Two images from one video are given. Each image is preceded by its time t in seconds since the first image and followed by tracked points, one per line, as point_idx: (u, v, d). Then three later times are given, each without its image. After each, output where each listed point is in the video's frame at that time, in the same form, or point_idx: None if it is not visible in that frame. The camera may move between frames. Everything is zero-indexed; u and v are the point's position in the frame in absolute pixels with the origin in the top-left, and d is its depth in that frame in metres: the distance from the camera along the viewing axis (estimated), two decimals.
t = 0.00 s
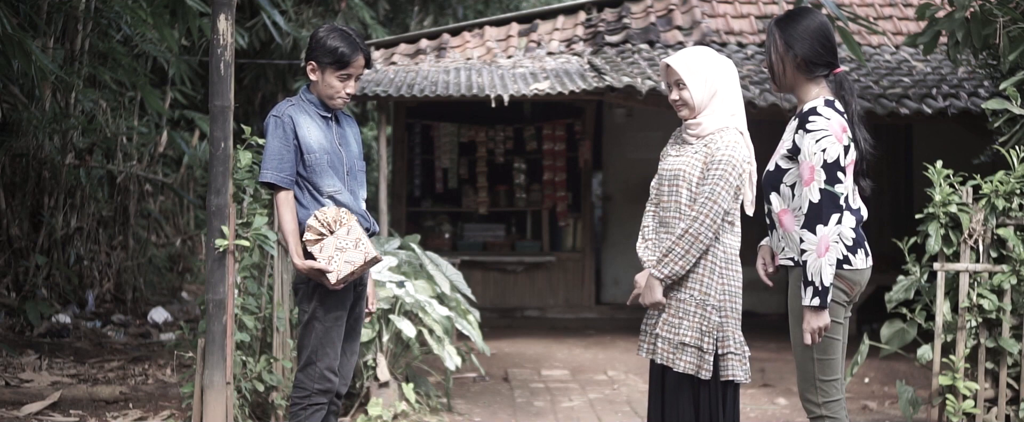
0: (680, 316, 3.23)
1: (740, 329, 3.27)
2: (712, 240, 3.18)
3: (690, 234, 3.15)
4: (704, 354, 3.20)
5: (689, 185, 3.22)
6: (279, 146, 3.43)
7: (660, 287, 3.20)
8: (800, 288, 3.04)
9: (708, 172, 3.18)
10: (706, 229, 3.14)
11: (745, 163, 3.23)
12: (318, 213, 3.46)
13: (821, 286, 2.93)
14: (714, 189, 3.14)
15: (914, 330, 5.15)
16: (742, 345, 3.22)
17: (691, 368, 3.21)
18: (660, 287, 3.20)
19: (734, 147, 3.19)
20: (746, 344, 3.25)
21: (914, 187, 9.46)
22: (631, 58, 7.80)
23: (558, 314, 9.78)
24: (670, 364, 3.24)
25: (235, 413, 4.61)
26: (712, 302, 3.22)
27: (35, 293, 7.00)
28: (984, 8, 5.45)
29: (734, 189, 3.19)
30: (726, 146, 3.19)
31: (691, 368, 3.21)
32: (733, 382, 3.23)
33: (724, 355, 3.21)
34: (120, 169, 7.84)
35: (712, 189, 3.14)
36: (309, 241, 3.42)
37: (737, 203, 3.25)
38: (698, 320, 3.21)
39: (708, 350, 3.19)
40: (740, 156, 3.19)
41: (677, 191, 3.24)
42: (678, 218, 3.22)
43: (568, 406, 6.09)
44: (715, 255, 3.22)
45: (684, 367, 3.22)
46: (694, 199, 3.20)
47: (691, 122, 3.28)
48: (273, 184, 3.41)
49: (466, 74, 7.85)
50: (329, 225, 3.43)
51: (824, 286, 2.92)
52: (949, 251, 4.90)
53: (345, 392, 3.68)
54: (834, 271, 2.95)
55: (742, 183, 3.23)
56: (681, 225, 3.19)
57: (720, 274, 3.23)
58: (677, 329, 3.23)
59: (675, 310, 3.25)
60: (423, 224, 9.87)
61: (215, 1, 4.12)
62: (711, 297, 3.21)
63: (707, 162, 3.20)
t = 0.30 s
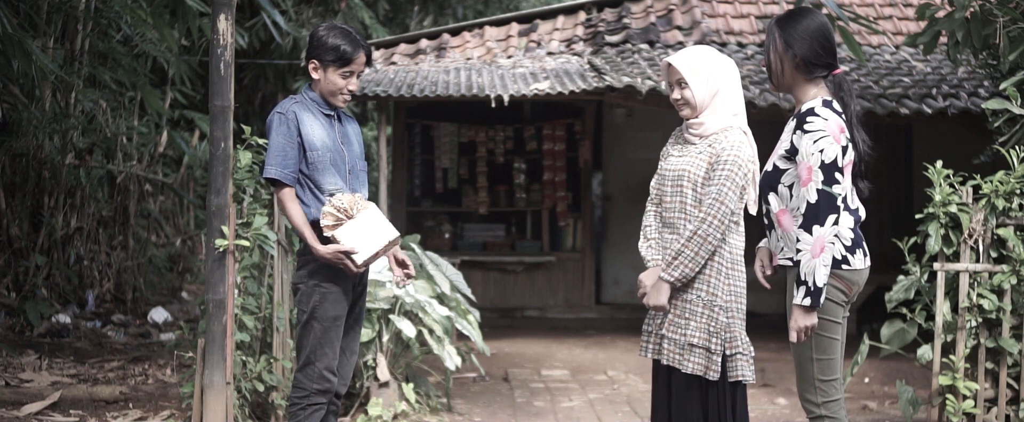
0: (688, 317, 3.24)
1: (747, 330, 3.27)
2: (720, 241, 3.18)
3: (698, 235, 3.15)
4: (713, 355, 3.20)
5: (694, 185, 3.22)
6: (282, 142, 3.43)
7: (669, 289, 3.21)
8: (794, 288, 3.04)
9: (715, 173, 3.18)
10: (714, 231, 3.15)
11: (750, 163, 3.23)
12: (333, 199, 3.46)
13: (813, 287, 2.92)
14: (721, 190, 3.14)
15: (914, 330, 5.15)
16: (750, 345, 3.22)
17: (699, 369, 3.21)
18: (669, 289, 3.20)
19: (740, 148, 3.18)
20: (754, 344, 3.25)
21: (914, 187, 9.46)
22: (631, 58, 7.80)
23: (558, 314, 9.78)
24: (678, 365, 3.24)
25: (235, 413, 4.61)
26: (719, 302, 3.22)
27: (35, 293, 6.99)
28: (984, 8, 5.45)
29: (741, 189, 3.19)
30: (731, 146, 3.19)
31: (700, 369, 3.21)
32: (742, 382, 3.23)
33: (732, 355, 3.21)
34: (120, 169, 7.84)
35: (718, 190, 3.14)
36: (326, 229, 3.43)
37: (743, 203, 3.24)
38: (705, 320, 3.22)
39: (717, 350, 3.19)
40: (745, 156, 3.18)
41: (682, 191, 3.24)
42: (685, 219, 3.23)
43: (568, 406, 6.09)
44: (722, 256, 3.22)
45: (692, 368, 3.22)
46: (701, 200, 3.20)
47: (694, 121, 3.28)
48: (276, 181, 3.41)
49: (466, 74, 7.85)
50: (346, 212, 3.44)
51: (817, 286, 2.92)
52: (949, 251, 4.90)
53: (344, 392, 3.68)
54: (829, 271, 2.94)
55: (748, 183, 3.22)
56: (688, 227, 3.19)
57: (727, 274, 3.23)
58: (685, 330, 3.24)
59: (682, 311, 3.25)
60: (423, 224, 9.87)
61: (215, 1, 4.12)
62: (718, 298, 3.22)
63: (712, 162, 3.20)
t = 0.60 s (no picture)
0: (689, 318, 3.24)
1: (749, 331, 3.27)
2: (721, 243, 3.18)
3: (699, 238, 3.16)
4: (713, 357, 3.21)
5: (695, 187, 3.22)
6: (286, 139, 3.43)
7: (671, 293, 3.20)
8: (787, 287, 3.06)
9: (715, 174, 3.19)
10: (715, 233, 3.15)
11: (750, 163, 3.23)
12: (346, 191, 3.51)
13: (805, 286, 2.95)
14: (720, 192, 3.15)
15: (914, 330, 5.15)
16: (751, 347, 3.22)
17: (700, 371, 3.22)
18: (671, 292, 3.20)
19: (738, 149, 3.18)
20: (756, 345, 3.24)
21: (914, 187, 9.46)
22: (631, 58, 7.80)
23: (558, 314, 9.78)
24: (679, 367, 3.25)
25: (235, 413, 4.61)
26: (720, 304, 3.22)
27: (35, 293, 7.00)
28: (984, 8, 5.45)
29: (741, 190, 3.19)
30: (730, 147, 3.18)
31: (700, 371, 3.22)
32: (743, 384, 3.23)
33: (732, 357, 3.21)
34: (120, 169, 7.84)
35: (718, 192, 3.15)
36: (341, 220, 3.49)
37: (743, 204, 3.23)
38: (706, 322, 3.22)
39: (717, 352, 3.20)
40: (744, 157, 3.18)
41: (683, 193, 3.24)
42: (686, 221, 3.23)
43: (568, 406, 6.09)
44: (723, 257, 3.22)
45: (693, 369, 3.22)
46: (701, 201, 3.21)
47: (694, 122, 3.28)
48: (279, 178, 3.40)
49: (466, 74, 7.85)
50: (357, 203, 3.50)
51: (809, 286, 2.95)
52: (949, 251, 4.90)
53: (344, 391, 3.69)
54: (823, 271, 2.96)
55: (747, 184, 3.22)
56: (689, 229, 3.19)
57: (728, 275, 3.23)
58: (686, 331, 3.24)
59: (683, 313, 3.26)
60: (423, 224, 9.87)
61: (214, 1, 4.12)
62: (719, 299, 3.21)
63: (712, 163, 3.20)
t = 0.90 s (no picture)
0: (689, 319, 3.26)
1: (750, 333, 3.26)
2: (721, 244, 3.22)
3: (698, 238, 3.20)
4: (712, 358, 3.21)
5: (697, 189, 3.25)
6: (284, 137, 3.43)
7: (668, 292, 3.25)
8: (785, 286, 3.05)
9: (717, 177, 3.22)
10: (715, 233, 3.19)
11: (752, 166, 3.27)
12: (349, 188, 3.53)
13: (802, 286, 2.93)
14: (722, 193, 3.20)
15: (914, 330, 5.15)
16: (750, 349, 3.20)
17: (699, 371, 3.22)
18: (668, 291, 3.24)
19: (741, 151, 3.22)
20: (756, 348, 3.22)
21: (914, 187, 9.46)
22: (631, 58, 7.80)
23: (558, 314, 9.78)
24: (679, 368, 3.25)
25: (235, 414, 4.61)
26: (720, 305, 3.23)
27: (36, 293, 7.00)
28: (983, 9, 5.46)
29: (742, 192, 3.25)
30: (732, 149, 3.22)
31: (699, 372, 3.22)
32: (741, 386, 3.22)
33: (730, 358, 3.20)
34: (120, 169, 7.85)
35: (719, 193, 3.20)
36: (343, 216, 3.49)
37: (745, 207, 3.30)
38: (705, 323, 3.24)
39: (715, 353, 3.20)
40: (746, 159, 3.23)
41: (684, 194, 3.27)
42: (686, 221, 3.27)
43: (568, 406, 6.09)
44: (723, 258, 3.23)
45: (691, 370, 3.23)
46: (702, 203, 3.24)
47: (699, 125, 3.28)
48: (279, 175, 3.41)
49: (466, 74, 7.85)
50: (359, 201, 3.52)
51: (806, 286, 2.92)
52: (949, 251, 4.90)
53: (343, 391, 3.69)
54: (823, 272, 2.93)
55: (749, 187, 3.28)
56: (688, 230, 3.24)
57: (729, 277, 3.23)
58: (686, 332, 3.25)
59: (683, 313, 3.28)
60: (423, 224, 9.88)
61: (214, 1, 4.11)
62: (719, 301, 3.23)
63: (714, 165, 3.25)
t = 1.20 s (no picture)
0: (690, 319, 3.25)
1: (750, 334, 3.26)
2: (722, 243, 3.22)
3: (699, 235, 3.19)
4: (713, 358, 3.21)
5: (701, 188, 3.23)
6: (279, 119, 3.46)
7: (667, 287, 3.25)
8: (797, 289, 3.02)
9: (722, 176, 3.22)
10: (716, 231, 3.19)
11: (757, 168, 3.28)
12: (344, 192, 3.58)
13: (820, 289, 2.91)
14: (725, 192, 3.20)
15: (914, 330, 5.15)
16: (752, 350, 3.21)
17: (700, 371, 3.21)
18: (666, 286, 3.25)
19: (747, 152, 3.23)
20: (756, 349, 3.23)
21: (914, 187, 9.46)
22: (632, 58, 7.80)
23: (558, 314, 9.78)
24: (680, 368, 3.24)
25: (235, 414, 4.60)
26: (722, 305, 3.23)
27: (36, 293, 7.00)
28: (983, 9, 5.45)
29: (745, 193, 3.24)
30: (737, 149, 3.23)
31: (700, 371, 3.21)
32: (743, 386, 3.22)
33: (732, 359, 3.21)
34: (120, 169, 7.85)
35: (722, 192, 3.20)
36: (331, 218, 3.54)
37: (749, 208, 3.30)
38: (707, 323, 3.23)
39: (717, 353, 3.20)
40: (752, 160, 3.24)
41: (685, 192, 3.26)
42: (688, 220, 3.25)
43: (568, 406, 6.09)
44: (725, 257, 3.24)
45: (692, 370, 3.22)
46: (706, 202, 3.22)
47: (705, 126, 3.27)
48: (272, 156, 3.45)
49: (466, 74, 7.85)
50: (350, 208, 3.56)
51: (824, 289, 2.91)
52: (949, 251, 4.90)
53: (350, 391, 3.67)
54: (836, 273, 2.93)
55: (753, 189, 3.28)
56: (689, 227, 3.23)
57: (731, 276, 3.24)
58: (687, 332, 3.24)
59: (685, 312, 3.26)
60: (423, 224, 9.87)
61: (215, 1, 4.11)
62: (721, 300, 3.23)
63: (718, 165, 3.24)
